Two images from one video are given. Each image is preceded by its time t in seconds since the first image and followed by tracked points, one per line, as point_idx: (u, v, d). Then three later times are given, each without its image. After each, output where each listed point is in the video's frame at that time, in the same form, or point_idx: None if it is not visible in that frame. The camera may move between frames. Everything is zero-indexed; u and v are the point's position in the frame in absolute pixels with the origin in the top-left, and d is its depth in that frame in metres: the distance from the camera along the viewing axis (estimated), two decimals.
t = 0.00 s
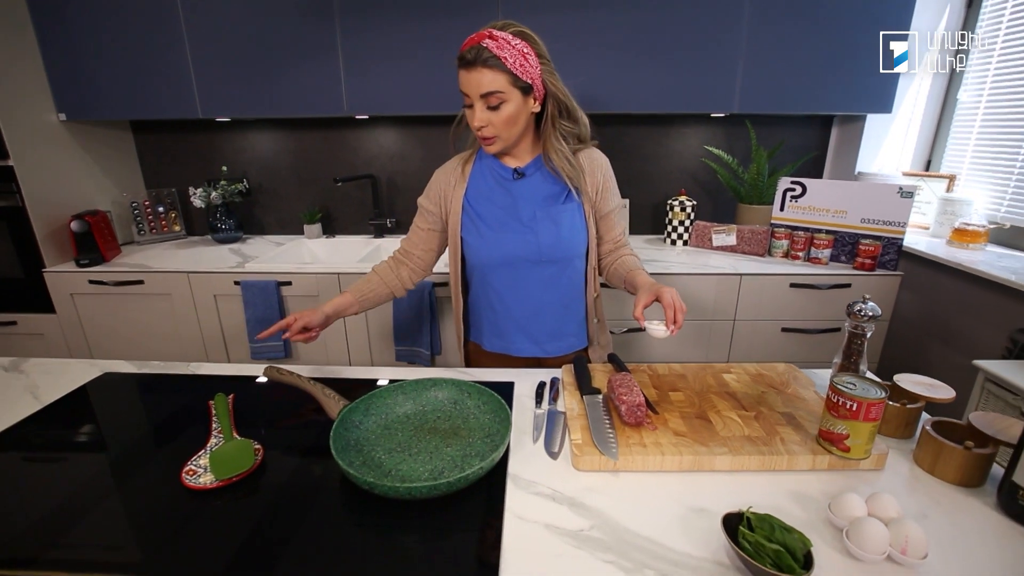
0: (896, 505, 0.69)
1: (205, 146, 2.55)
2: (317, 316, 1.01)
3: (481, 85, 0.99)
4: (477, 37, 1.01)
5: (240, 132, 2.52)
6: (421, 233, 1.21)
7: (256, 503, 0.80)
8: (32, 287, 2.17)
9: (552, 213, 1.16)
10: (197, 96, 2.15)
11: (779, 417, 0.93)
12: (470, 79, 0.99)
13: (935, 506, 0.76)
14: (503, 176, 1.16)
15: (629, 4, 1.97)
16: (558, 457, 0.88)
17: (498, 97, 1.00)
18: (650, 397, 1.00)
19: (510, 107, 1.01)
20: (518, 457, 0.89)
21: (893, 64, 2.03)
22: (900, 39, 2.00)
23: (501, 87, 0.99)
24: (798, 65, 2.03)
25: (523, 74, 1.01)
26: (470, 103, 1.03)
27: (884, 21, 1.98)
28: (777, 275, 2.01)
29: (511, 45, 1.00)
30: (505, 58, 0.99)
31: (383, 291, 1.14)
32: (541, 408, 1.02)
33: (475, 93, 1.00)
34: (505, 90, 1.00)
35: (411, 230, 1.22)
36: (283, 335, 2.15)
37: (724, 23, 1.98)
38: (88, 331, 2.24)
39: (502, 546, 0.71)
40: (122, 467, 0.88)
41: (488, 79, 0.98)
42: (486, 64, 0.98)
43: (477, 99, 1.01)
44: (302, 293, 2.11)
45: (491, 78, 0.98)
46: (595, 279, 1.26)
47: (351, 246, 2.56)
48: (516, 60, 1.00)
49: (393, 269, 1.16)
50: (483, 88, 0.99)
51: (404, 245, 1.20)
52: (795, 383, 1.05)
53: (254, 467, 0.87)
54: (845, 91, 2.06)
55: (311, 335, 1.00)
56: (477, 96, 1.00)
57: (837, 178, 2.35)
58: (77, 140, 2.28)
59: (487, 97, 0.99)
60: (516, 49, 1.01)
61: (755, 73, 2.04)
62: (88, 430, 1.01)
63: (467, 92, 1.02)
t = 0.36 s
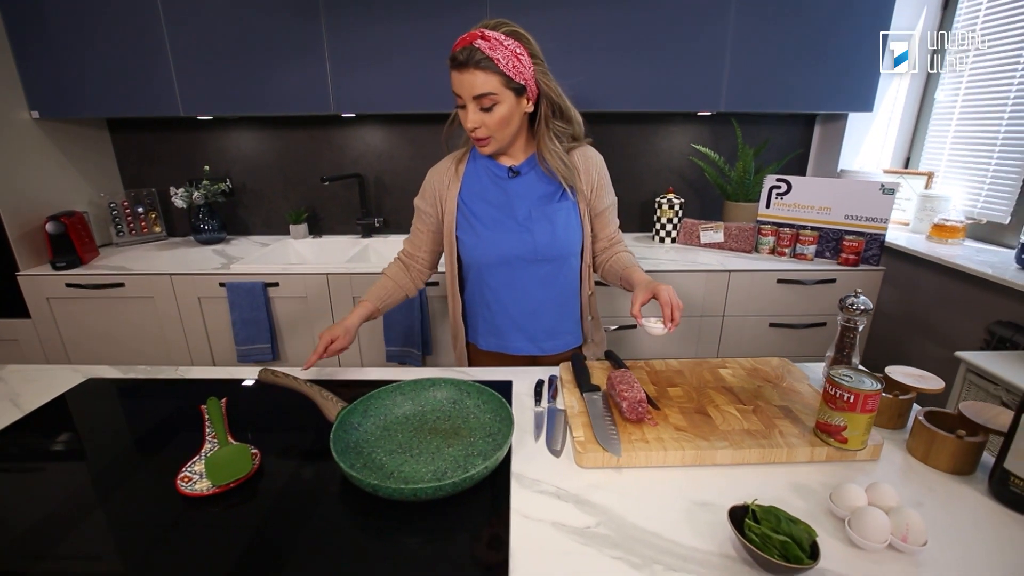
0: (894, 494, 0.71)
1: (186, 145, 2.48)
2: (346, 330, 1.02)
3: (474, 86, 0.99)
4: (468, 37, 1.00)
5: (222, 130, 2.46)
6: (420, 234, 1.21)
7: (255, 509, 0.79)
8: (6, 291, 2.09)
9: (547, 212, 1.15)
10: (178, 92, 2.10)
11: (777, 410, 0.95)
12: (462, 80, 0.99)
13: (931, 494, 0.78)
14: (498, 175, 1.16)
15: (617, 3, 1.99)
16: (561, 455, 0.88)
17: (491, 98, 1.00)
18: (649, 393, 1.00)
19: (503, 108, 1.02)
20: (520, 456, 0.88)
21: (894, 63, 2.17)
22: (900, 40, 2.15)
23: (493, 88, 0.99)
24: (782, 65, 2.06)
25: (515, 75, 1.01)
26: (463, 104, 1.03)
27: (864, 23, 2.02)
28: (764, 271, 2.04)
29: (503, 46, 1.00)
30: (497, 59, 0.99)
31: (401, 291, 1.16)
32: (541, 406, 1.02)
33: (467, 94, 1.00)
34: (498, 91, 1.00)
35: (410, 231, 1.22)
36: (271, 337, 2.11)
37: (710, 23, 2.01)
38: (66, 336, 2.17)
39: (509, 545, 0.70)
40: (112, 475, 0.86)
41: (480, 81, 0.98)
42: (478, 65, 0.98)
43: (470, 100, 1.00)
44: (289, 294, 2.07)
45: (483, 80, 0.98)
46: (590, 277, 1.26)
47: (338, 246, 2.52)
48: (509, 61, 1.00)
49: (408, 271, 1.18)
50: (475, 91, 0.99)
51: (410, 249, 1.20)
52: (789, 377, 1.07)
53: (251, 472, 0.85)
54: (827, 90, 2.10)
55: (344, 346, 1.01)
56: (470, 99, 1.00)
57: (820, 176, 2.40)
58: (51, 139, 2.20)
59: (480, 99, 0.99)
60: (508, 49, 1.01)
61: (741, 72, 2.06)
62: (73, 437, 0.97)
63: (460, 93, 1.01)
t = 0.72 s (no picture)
0: (902, 487, 0.72)
1: (174, 145, 2.44)
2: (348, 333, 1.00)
3: (475, 89, 0.98)
4: (467, 39, 0.99)
5: (211, 130, 2.42)
6: (421, 236, 1.21)
7: (266, 515, 0.77)
8: None
9: (549, 213, 1.16)
10: (167, 92, 2.06)
11: (781, 406, 0.96)
12: (463, 83, 0.98)
13: (934, 486, 0.80)
14: (499, 176, 1.16)
15: (610, 3, 2.00)
16: (571, 454, 0.88)
17: (493, 100, 0.99)
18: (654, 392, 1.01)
19: (505, 110, 1.01)
20: (531, 457, 0.88)
21: (894, 63, 2.25)
22: (898, 40, 2.22)
23: (495, 90, 0.99)
24: (773, 65, 2.09)
25: (515, 77, 1.01)
26: (464, 106, 1.02)
27: (852, 24, 2.06)
28: (758, 269, 2.07)
29: (504, 47, 1.00)
30: (498, 61, 0.98)
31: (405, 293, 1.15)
32: (547, 406, 1.02)
33: (469, 97, 0.99)
34: (499, 93, 0.99)
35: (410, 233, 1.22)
36: (265, 341, 2.08)
37: (702, 23, 2.03)
38: (52, 342, 2.12)
39: (526, 546, 0.70)
40: (114, 483, 0.83)
41: (482, 84, 0.98)
42: (479, 68, 0.98)
43: (471, 103, 1.00)
44: (283, 297, 2.05)
45: (485, 82, 0.98)
46: (591, 277, 1.27)
47: (331, 248, 2.50)
48: (510, 63, 1.00)
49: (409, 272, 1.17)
50: (476, 93, 0.98)
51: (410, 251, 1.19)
52: (791, 373, 1.09)
53: (260, 477, 0.84)
54: (817, 91, 2.14)
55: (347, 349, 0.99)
56: (472, 102, 1.00)
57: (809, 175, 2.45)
58: (33, 139, 2.15)
59: (482, 100, 0.99)
60: (509, 51, 1.00)
61: (733, 73, 2.09)
62: (70, 446, 0.94)
63: (460, 96, 1.01)
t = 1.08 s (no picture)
0: (908, 477, 0.74)
1: (161, 145, 2.39)
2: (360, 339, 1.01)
3: (477, 88, 0.98)
4: (468, 38, 0.99)
5: (200, 129, 2.38)
6: (421, 236, 1.20)
7: (277, 519, 0.76)
8: None
9: (552, 212, 1.16)
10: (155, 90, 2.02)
11: (785, 401, 0.97)
12: (465, 83, 0.98)
13: (937, 476, 0.82)
14: (501, 175, 1.16)
15: (605, 2, 2.01)
16: (581, 451, 0.89)
17: (496, 100, 0.99)
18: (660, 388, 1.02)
19: (508, 109, 1.01)
20: (541, 455, 0.89)
21: (894, 64, 2.30)
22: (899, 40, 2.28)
23: (498, 89, 0.98)
24: (764, 65, 2.12)
25: (517, 76, 1.01)
26: (466, 106, 1.02)
27: (840, 25, 2.11)
28: (751, 267, 2.09)
29: (506, 46, 1.00)
30: (501, 61, 0.98)
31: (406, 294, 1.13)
32: (554, 404, 1.02)
33: (471, 97, 0.99)
34: (502, 92, 0.99)
35: (409, 233, 1.21)
36: (258, 343, 2.05)
37: (695, 23, 2.05)
38: (36, 346, 2.06)
39: (543, 543, 0.71)
40: (118, 490, 0.81)
41: (484, 83, 0.97)
42: (482, 67, 0.97)
43: (474, 102, 1.00)
44: (277, 299, 2.02)
45: (487, 81, 0.97)
46: (592, 275, 1.27)
47: (324, 248, 2.48)
48: (512, 62, 1.00)
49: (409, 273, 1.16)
50: (479, 93, 0.98)
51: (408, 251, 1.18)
52: (792, 367, 1.10)
53: (269, 481, 0.83)
54: (807, 91, 2.18)
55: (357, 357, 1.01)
56: (474, 102, 0.99)
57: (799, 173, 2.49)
58: (14, 138, 2.09)
59: (485, 100, 0.99)
60: (511, 50, 1.00)
61: (725, 73, 2.12)
62: (68, 452, 0.92)
63: (463, 96, 1.00)
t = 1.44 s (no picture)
0: (903, 466, 0.76)
1: (145, 145, 2.34)
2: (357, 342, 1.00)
3: (475, 89, 0.98)
4: (466, 38, 0.99)
5: (185, 129, 2.33)
6: (416, 234, 1.20)
7: (281, 523, 0.76)
8: None
9: (549, 212, 1.17)
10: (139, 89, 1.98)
11: (780, 395, 0.99)
12: (463, 83, 0.98)
13: (929, 465, 0.84)
14: (498, 175, 1.16)
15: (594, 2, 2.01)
16: (582, 449, 0.89)
17: (494, 100, 1.00)
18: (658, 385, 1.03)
19: (506, 109, 1.02)
20: (544, 453, 0.89)
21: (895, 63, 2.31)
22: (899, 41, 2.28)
23: (496, 90, 0.99)
24: (751, 65, 2.16)
25: (514, 76, 1.01)
26: (464, 106, 1.02)
27: (825, 26, 2.15)
28: (740, 264, 2.13)
29: (504, 46, 1.00)
30: (499, 61, 0.98)
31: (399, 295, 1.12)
32: (554, 402, 1.03)
33: (469, 97, 0.99)
34: (501, 92, 1.00)
35: (404, 231, 1.21)
36: (249, 346, 2.02)
37: (684, 24, 2.07)
38: (16, 352, 2.01)
39: (551, 539, 0.71)
40: (115, 497, 0.80)
41: (482, 83, 0.98)
42: (480, 67, 0.98)
43: (472, 102, 1.00)
44: (267, 301, 1.99)
45: (485, 81, 0.98)
46: (588, 275, 1.29)
47: (313, 250, 2.45)
48: (510, 62, 1.00)
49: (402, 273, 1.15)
50: (477, 93, 0.98)
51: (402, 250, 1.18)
52: (785, 362, 1.12)
53: (271, 485, 0.82)
54: (792, 91, 2.22)
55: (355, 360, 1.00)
56: (472, 102, 1.00)
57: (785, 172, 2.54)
58: None
59: (483, 100, 0.99)
60: (509, 50, 1.00)
61: (713, 73, 2.15)
62: (59, 460, 0.90)
63: (460, 96, 1.00)
